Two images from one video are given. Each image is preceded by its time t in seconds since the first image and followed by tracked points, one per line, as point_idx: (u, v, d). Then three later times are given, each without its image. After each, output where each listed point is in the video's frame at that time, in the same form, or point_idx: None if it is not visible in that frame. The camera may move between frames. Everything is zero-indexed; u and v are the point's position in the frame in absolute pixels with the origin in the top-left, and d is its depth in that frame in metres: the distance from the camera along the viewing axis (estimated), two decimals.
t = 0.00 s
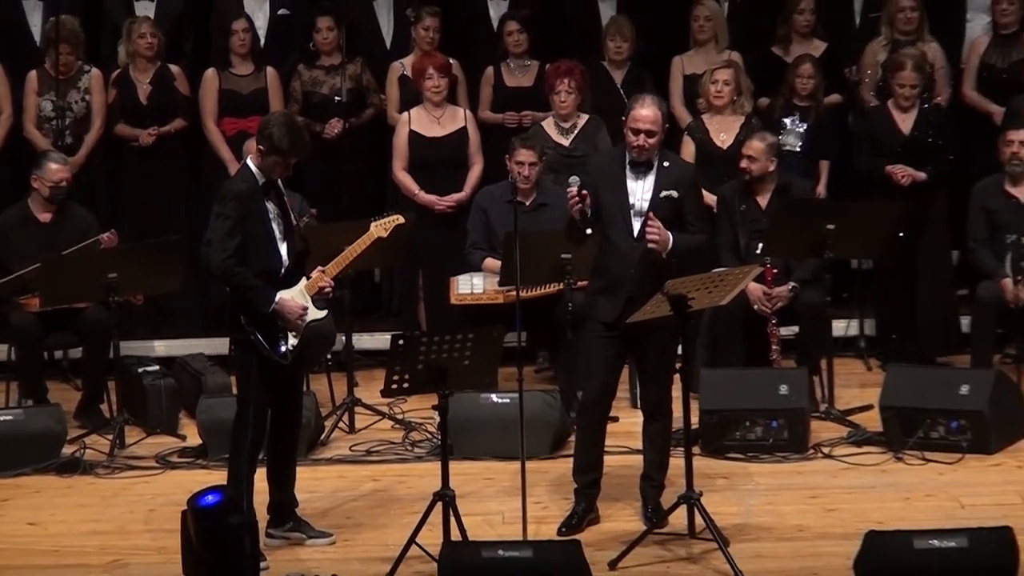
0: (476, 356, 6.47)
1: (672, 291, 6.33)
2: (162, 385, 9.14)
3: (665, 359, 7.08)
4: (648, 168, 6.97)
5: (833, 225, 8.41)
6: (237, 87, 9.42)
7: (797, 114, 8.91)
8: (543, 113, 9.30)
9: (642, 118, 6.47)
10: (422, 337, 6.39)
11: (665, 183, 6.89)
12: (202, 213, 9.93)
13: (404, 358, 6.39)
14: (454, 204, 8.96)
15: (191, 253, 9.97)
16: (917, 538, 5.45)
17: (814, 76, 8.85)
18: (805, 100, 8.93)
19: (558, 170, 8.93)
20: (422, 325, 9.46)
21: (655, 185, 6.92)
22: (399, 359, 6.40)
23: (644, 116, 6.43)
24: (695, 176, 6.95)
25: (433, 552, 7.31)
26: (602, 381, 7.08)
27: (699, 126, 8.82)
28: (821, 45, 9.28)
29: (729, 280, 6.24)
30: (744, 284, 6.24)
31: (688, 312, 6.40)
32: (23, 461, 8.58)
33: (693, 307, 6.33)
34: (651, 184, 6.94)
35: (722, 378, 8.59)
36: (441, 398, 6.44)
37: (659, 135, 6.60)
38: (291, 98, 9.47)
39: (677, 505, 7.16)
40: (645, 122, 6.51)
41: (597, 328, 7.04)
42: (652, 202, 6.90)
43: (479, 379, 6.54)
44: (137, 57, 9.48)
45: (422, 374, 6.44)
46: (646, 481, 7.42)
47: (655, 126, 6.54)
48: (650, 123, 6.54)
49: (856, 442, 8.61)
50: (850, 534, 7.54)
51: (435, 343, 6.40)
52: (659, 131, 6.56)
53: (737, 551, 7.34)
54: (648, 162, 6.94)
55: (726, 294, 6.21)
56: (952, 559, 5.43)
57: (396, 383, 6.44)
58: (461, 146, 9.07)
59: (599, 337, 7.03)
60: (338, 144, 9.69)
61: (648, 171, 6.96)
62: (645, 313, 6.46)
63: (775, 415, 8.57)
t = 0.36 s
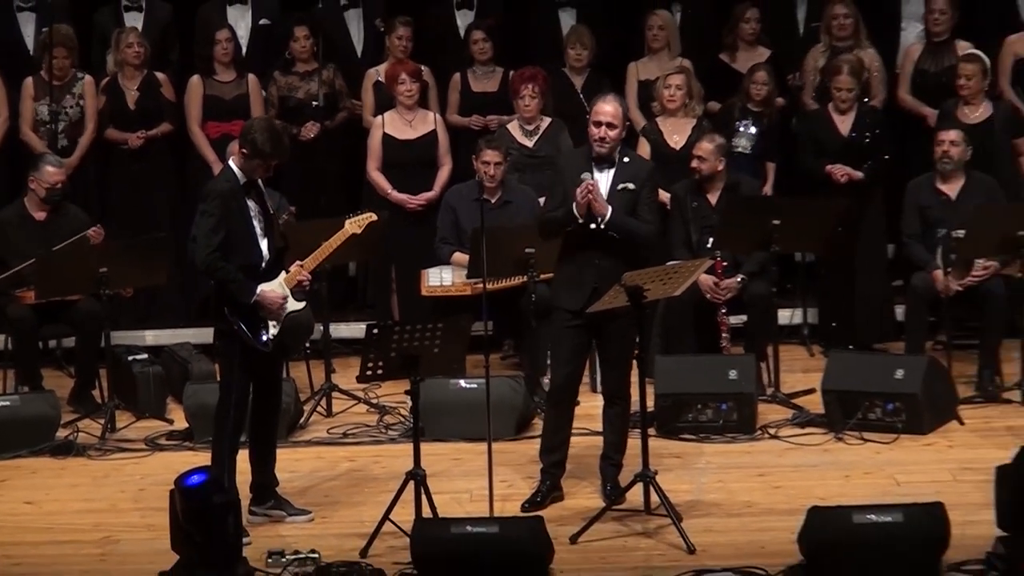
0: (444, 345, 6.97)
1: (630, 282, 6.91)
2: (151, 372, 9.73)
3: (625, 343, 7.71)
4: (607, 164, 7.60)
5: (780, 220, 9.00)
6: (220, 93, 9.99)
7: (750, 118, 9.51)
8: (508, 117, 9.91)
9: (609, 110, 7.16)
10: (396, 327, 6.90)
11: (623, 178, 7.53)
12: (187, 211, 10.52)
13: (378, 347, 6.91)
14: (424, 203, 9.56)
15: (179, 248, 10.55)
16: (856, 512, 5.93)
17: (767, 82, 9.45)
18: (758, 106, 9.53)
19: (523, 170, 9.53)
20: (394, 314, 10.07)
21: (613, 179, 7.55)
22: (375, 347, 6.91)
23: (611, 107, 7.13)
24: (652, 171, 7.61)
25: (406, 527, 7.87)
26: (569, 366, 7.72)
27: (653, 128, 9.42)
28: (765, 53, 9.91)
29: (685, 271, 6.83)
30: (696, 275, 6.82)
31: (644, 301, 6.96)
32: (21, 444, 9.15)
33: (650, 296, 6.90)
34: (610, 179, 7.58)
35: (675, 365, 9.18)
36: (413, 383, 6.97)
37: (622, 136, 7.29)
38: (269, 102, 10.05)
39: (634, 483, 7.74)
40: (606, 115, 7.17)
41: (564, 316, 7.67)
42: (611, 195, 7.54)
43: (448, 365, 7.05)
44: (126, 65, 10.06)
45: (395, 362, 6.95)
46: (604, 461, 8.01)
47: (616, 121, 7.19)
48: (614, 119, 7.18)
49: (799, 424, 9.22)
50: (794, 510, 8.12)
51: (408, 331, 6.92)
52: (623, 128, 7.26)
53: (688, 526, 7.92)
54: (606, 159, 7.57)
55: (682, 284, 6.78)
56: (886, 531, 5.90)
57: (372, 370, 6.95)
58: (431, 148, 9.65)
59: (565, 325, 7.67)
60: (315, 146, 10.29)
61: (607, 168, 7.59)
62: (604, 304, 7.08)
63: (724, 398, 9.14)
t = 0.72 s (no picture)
0: (389, 338, 7.50)
1: (562, 279, 7.55)
2: (110, 364, 10.31)
3: (557, 336, 8.34)
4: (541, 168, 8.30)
5: (700, 220, 9.62)
6: (176, 102, 10.56)
7: (671, 124, 10.21)
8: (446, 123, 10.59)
9: (543, 116, 7.82)
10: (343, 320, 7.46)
11: (557, 180, 8.25)
12: (144, 212, 11.10)
13: (328, 339, 7.47)
14: (369, 204, 10.18)
15: (137, 247, 11.13)
16: (772, 493, 6.79)
17: (688, 92, 10.10)
18: (680, 113, 10.20)
19: (463, 173, 10.15)
20: (341, 307, 10.70)
21: (548, 181, 8.26)
22: (324, 338, 7.48)
23: (545, 113, 7.80)
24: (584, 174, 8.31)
25: (351, 508, 8.42)
26: (505, 356, 8.33)
27: (584, 134, 10.12)
28: (684, 64, 10.66)
29: (613, 268, 7.44)
30: (622, 272, 7.43)
31: (576, 295, 7.55)
32: None
33: (581, 292, 7.50)
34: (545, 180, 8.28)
35: (603, 355, 9.83)
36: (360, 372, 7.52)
37: (552, 142, 7.95)
38: (223, 109, 10.61)
39: (566, 466, 8.28)
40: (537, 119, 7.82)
41: (501, 310, 8.29)
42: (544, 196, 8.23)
43: (392, 356, 7.59)
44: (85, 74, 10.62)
45: (342, 352, 7.51)
46: (537, 445, 8.62)
47: (547, 126, 7.84)
48: (545, 126, 7.83)
49: (719, 410, 9.91)
50: (714, 489, 8.73)
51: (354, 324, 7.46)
52: (553, 134, 7.92)
53: (616, 505, 8.50)
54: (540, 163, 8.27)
55: (608, 280, 7.39)
56: (799, 509, 6.75)
57: (320, 361, 7.56)
58: (375, 152, 10.26)
59: (503, 318, 8.28)
60: (267, 151, 10.89)
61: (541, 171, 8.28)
62: (538, 298, 7.67)
63: (649, 386, 9.79)
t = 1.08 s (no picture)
0: (346, 333, 8.10)
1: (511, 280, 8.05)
2: (82, 361, 10.89)
3: (505, 332, 8.94)
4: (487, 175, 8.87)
5: (640, 223, 10.23)
6: (144, 112, 11.16)
7: (611, 133, 10.85)
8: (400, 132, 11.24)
9: (488, 123, 8.45)
10: (303, 319, 8.02)
11: (502, 186, 8.82)
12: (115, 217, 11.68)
13: (290, 337, 8.03)
14: (327, 209, 10.79)
15: (108, 250, 11.71)
16: (706, 481, 7.42)
17: (625, 102, 10.81)
18: (619, 122, 10.87)
19: (415, 179, 10.77)
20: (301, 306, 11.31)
21: (494, 187, 8.84)
22: (286, 335, 8.04)
23: (491, 121, 8.42)
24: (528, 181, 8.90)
25: (312, 496, 9.00)
26: (456, 352, 8.94)
27: (529, 144, 10.78)
28: (622, 77, 11.37)
29: (556, 271, 8.00)
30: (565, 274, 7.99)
31: (524, 294, 8.08)
32: None
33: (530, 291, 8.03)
34: (491, 186, 8.85)
35: (549, 351, 10.44)
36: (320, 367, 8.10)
37: (496, 148, 8.55)
38: (189, 120, 11.18)
39: (514, 456, 8.88)
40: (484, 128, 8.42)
41: (452, 309, 8.89)
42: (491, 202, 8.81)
43: (349, 352, 8.17)
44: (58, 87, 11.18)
45: (303, 349, 8.07)
46: (487, 435, 9.22)
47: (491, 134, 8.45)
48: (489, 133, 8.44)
49: (658, 401, 10.56)
50: (652, 476, 9.33)
51: (314, 323, 8.02)
52: (497, 140, 8.51)
53: (561, 491, 9.08)
54: (486, 170, 8.85)
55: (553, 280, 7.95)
56: (733, 495, 7.41)
57: (281, 356, 8.07)
58: (334, 161, 10.86)
59: (454, 316, 8.89)
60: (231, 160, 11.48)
61: (488, 178, 8.86)
62: (487, 298, 8.21)
63: (592, 379, 10.40)
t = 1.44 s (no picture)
0: (316, 333, 8.68)
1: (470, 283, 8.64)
2: (67, 361, 11.50)
3: (465, 331, 9.57)
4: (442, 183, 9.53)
5: (594, 229, 10.85)
6: (125, 125, 11.75)
7: (564, 144, 11.56)
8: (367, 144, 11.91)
9: (437, 133, 9.05)
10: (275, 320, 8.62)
11: (459, 193, 9.46)
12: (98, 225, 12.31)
13: (264, 337, 8.61)
14: (299, 217, 11.41)
15: (91, 256, 12.33)
16: (656, 471, 7.97)
17: (576, 115, 11.50)
18: (571, 134, 11.56)
19: (381, 188, 11.41)
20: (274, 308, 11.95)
21: (451, 193, 9.48)
22: (261, 336, 8.62)
23: (440, 131, 9.03)
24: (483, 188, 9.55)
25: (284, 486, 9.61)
26: (420, 351, 9.54)
27: (489, 155, 11.43)
28: (575, 92, 12.09)
29: (513, 275, 8.61)
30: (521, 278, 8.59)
31: (484, 296, 8.67)
32: None
33: (488, 293, 8.63)
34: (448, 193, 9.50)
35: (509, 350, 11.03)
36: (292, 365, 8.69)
37: (446, 157, 9.15)
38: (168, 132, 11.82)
39: (475, 449, 9.48)
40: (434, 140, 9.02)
41: (417, 310, 9.49)
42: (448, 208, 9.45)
43: (319, 351, 8.76)
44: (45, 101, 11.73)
45: (275, 349, 8.66)
46: (450, 430, 9.85)
47: (441, 145, 9.06)
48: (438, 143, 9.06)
49: (610, 397, 11.20)
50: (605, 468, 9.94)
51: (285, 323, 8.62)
52: (448, 149, 9.12)
53: (519, 482, 9.69)
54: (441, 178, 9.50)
55: (510, 283, 8.54)
56: (681, 486, 7.95)
57: (256, 355, 8.65)
58: (304, 171, 11.49)
59: (419, 316, 9.49)
60: (207, 170, 12.11)
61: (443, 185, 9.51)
62: (449, 300, 8.82)
63: (549, 377, 11.04)
